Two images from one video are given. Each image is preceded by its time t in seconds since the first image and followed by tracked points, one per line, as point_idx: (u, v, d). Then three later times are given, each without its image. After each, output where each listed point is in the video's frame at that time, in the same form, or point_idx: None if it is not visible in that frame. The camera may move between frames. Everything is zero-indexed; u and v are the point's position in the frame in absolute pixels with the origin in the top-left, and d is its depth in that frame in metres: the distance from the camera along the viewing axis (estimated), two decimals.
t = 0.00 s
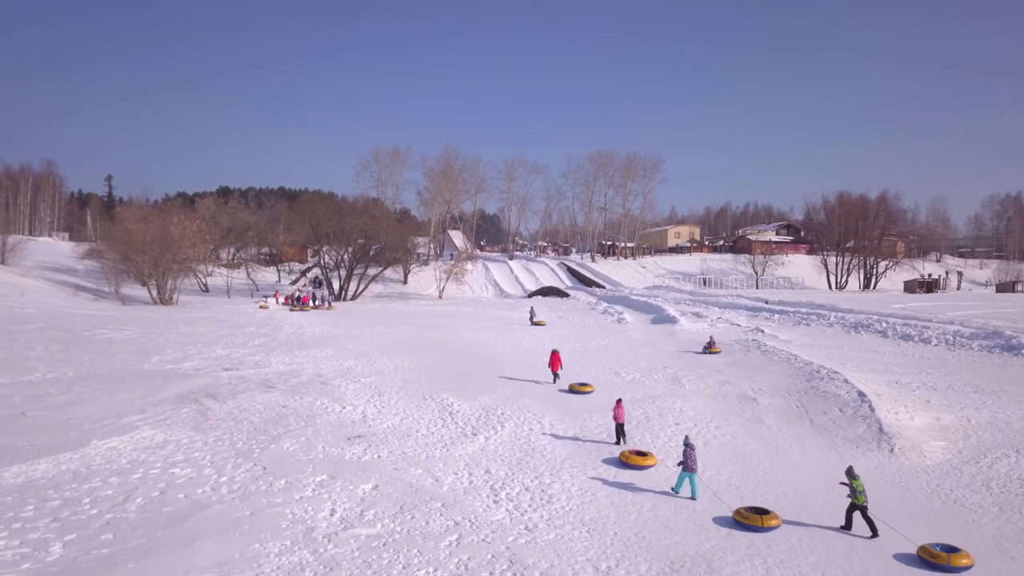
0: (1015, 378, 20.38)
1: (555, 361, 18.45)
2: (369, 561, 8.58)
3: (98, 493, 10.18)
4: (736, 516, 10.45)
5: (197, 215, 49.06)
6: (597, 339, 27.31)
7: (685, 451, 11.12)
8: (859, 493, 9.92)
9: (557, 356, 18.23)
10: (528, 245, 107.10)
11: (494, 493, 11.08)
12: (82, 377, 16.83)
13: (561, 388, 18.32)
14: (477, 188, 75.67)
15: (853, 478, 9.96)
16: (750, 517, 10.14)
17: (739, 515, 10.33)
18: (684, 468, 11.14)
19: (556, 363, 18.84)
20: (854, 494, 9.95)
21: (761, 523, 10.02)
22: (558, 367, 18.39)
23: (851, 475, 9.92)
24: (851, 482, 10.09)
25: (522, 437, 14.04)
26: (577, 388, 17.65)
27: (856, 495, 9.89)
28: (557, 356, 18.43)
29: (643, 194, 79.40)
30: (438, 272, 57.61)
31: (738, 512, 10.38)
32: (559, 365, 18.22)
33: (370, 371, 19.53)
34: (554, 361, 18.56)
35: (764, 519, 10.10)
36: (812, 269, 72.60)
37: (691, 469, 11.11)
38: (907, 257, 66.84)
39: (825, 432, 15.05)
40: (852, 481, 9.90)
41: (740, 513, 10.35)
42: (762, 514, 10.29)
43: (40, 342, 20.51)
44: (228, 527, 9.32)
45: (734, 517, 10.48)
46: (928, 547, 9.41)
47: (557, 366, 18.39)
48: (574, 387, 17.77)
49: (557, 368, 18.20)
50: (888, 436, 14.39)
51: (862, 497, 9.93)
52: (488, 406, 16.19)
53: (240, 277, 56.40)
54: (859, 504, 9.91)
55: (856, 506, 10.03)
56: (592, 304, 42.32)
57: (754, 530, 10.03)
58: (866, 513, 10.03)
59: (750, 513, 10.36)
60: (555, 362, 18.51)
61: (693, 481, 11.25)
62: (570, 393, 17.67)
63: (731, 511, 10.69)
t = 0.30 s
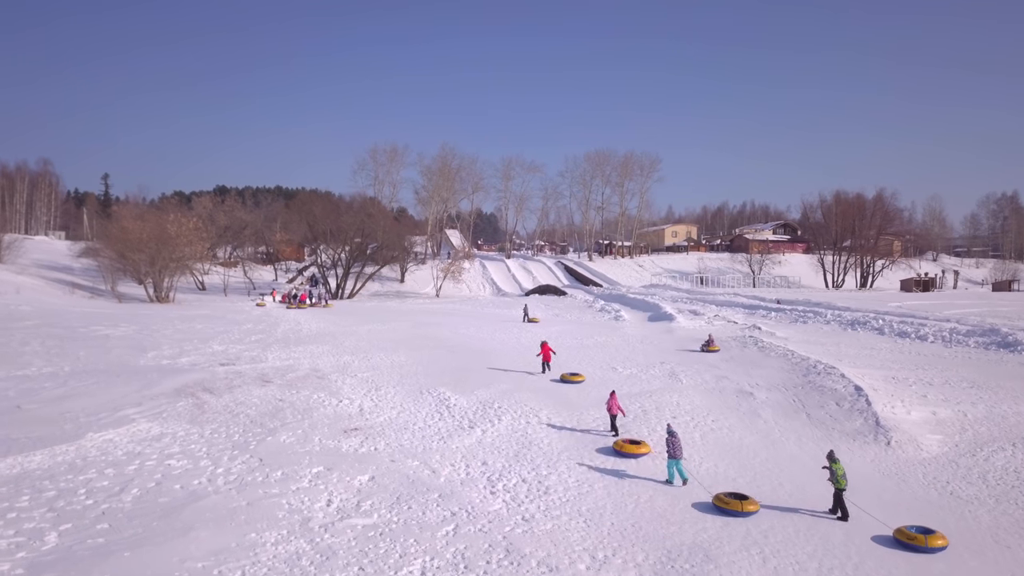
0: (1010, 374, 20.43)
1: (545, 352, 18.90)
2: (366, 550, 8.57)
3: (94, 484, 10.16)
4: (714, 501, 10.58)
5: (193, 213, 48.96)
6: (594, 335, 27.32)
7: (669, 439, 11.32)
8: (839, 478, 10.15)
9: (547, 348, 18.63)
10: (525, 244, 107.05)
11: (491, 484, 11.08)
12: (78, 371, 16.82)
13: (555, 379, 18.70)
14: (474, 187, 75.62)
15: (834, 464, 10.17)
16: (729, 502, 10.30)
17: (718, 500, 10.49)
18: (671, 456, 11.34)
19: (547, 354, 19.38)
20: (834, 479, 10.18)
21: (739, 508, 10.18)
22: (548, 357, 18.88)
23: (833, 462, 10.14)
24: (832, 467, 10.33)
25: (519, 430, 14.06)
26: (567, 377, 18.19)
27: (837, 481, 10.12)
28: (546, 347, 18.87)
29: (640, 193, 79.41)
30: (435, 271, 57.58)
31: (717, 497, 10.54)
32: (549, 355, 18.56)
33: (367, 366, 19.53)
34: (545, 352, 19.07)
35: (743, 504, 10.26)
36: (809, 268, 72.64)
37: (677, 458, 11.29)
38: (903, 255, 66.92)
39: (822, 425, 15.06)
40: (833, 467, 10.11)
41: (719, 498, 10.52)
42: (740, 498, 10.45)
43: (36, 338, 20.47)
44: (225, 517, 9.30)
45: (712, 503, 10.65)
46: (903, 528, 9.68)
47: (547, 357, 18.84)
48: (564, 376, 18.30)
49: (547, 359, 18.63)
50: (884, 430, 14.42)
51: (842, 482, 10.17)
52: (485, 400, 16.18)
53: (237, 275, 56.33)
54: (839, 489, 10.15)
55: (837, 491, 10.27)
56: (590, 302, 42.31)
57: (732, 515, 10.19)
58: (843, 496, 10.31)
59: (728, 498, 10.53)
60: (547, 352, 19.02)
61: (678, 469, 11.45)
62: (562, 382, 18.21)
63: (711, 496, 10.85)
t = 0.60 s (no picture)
0: (1007, 371, 20.45)
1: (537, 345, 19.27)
2: (363, 544, 8.55)
3: (90, 479, 10.13)
4: (694, 491, 10.83)
5: (190, 212, 48.88)
6: (591, 333, 27.34)
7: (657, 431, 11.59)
8: (820, 465, 10.51)
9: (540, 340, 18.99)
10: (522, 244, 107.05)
11: (489, 480, 11.07)
12: (75, 368, 16.79)
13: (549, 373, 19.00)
14: (471, 186, 75.58)
15: (817, 451, 10.55)
16: (709, 491, 10.54)
17: (698, 490, 10.73)
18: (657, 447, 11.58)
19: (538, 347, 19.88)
20: (815, 467, 10.53)
21: (719, 498, 10.43)
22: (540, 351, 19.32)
23: (816, 449, 10.52)
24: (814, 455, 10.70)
25: (516, 426, 14.06)
26: (559, 370, 18.64)
27: (818, 468, 10.46)
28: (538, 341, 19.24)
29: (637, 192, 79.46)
30: (433, 270, 57.55)
31: (698, 487, 10.76)
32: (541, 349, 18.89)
33: (364, 363, 19.52)
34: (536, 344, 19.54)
35: (721, 493, 10.50)
36: (806, 267, 72.73)
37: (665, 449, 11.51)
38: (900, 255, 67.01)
39: (819, 422, 15.09)
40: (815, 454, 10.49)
41: (699, 488, 10.75)
42: (719, 488, 10.69)
43: (33, 335, 20.41)
44: (221, 512, 9.28)
45: (692, 492, 10.89)
46: (883, 517, 9.93)
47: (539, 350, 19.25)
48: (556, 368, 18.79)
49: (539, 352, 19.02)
50: (881, 426, 14.43)
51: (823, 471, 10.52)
52: (482, 397, 16.18)
53: (234, 274, 56.24)
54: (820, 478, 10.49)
55: (817, 480, 10.61)
56: (587, 301, 42.31)
57: (712, 504, 10.43)
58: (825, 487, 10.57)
59: (708, 488, 10.76)
60: (538, 344, 19.48)
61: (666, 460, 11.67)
62: (555, 375, 18.74)
63: (692, 486, 11.08)
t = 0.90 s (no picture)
0: (1004, 370, 20.50)
1: (529, 342, 19.68)
2: (360, 544, 8.54)
3: (87, 478, 10.12)
4: (677, 484, 11.02)
5: (187, 211, 48.83)
6: (589, 333, 27.34)
7: (646, 425, 11.78)
8: (800, 461, 10.65)
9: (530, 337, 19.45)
10: (519, 244, 107.09)
11: (486, 479, 11.08)
12: (71, 367, 16.77)
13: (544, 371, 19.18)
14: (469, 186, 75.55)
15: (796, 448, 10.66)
16: (690, 486, 10.71)
17: (681, 484, 10.88)
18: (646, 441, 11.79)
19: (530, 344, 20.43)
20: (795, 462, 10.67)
21: (699, 492, 10.59)
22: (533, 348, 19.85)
23: (795, 446, 10.64)
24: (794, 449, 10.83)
25: (513, 425, 14.06)
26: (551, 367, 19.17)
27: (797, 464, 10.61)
28: (531, 339, 19.68)
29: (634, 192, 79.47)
30: (430, 269, 57.53)
31: (680, 481, 10.95)
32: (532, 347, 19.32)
33: (361, 362, 19.51)
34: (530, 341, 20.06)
35: (701, 487, 10.68)
36: (803, 266, 72.79)
37: (653, 442, 11.71)
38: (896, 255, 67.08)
39: (815, 420, 15.12)
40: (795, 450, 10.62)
41: (681, 482, 10.93)
42: (699, 482, 10.87)
43: (29, 334, 20.37)
44: (218, 511, 9.26)
45: (675, 486, 11.07)
46: (862, 509, 10.12)
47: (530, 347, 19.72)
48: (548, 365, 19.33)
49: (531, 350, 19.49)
50: (878, 425, 14.45)
51: (803, 465, 10.68)
52: (479, 396, 16.19)
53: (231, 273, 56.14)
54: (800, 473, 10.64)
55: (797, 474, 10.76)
56: (584, 300, 42.31)
57: (693, 498, 10.61)
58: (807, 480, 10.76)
59: (689, 482, 10.95)
60: (531, 342, 20.00)
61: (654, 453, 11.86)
62: (546, 370, 19.37)
63: (675, 479, 11.29)
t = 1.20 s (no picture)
0: (1001, 370, 20.53)
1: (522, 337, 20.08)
2: (357, 544, 8.53)
3: (83, 478, 10.10)
4: (662, 480, 11.17)
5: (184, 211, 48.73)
6: (586, 332, 27.33)
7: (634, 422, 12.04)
8: (782, 455, 10.86)
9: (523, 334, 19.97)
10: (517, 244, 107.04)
11: (483, 478, 11.07)
12: (68, 367, 16.73)
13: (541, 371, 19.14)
14: (466, 185, 75.49)
15: (778, 442, 10.91)
16: (672, 480, 10.89)
17: (665, 479, 11.06)
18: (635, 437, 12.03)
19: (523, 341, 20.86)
20: (777, 456, 10.92)
21: (680, 487, 10.77)
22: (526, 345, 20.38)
23: (777, 440, 10.87)
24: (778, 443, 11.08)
25: (510, 425, 14.05)
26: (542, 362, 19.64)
27: (780, 458, 10.85)
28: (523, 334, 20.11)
29: (632, 192, 79.47)
30: (427, 269, 57.49)
31: (665, 476, 11.11)
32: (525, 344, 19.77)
33: (359, 362, 19.49)
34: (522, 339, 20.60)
35: (684, 483, 10.84)
36: (800, 266, 72.87)
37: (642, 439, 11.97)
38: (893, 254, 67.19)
39: (813, 420, 15.14)
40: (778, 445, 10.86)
41: (666, 477, 11.10)
42: (683, 477, 11.04)
43: (26, 334, 20.31)
44: (215, 511, 9.25)
45: (660, 481, 11.23)
46: (842, 502, 10.37)
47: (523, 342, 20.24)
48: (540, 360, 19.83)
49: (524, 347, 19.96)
50: (875, 424, 14.45)
51: (784, 459, 10.91)
52: (477, 395, 16.18)
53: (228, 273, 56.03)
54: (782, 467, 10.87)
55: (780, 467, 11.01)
56: (582, 300, 42.28)
57: (676, 493, 10.78)
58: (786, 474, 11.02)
59: (673, 477, 11.12)
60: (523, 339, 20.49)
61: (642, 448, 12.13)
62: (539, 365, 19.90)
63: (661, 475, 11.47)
